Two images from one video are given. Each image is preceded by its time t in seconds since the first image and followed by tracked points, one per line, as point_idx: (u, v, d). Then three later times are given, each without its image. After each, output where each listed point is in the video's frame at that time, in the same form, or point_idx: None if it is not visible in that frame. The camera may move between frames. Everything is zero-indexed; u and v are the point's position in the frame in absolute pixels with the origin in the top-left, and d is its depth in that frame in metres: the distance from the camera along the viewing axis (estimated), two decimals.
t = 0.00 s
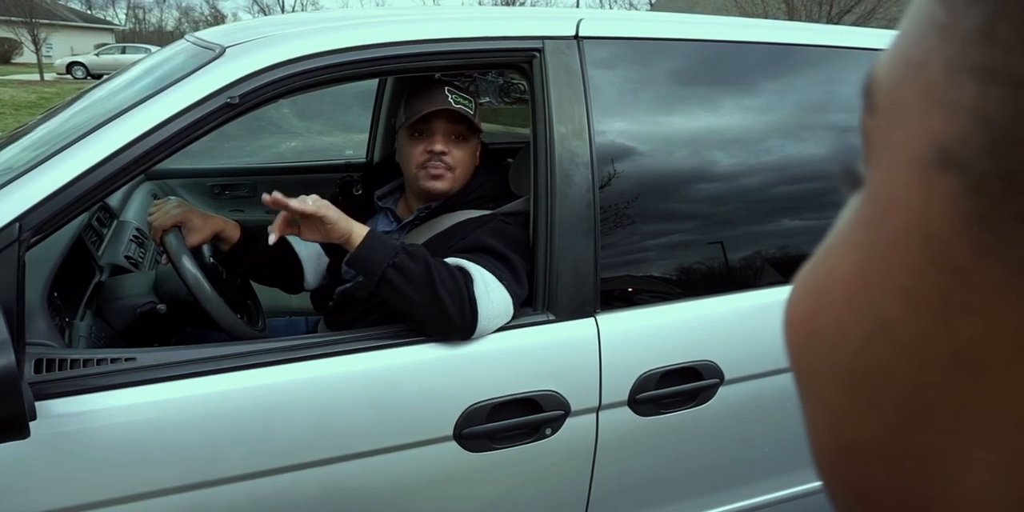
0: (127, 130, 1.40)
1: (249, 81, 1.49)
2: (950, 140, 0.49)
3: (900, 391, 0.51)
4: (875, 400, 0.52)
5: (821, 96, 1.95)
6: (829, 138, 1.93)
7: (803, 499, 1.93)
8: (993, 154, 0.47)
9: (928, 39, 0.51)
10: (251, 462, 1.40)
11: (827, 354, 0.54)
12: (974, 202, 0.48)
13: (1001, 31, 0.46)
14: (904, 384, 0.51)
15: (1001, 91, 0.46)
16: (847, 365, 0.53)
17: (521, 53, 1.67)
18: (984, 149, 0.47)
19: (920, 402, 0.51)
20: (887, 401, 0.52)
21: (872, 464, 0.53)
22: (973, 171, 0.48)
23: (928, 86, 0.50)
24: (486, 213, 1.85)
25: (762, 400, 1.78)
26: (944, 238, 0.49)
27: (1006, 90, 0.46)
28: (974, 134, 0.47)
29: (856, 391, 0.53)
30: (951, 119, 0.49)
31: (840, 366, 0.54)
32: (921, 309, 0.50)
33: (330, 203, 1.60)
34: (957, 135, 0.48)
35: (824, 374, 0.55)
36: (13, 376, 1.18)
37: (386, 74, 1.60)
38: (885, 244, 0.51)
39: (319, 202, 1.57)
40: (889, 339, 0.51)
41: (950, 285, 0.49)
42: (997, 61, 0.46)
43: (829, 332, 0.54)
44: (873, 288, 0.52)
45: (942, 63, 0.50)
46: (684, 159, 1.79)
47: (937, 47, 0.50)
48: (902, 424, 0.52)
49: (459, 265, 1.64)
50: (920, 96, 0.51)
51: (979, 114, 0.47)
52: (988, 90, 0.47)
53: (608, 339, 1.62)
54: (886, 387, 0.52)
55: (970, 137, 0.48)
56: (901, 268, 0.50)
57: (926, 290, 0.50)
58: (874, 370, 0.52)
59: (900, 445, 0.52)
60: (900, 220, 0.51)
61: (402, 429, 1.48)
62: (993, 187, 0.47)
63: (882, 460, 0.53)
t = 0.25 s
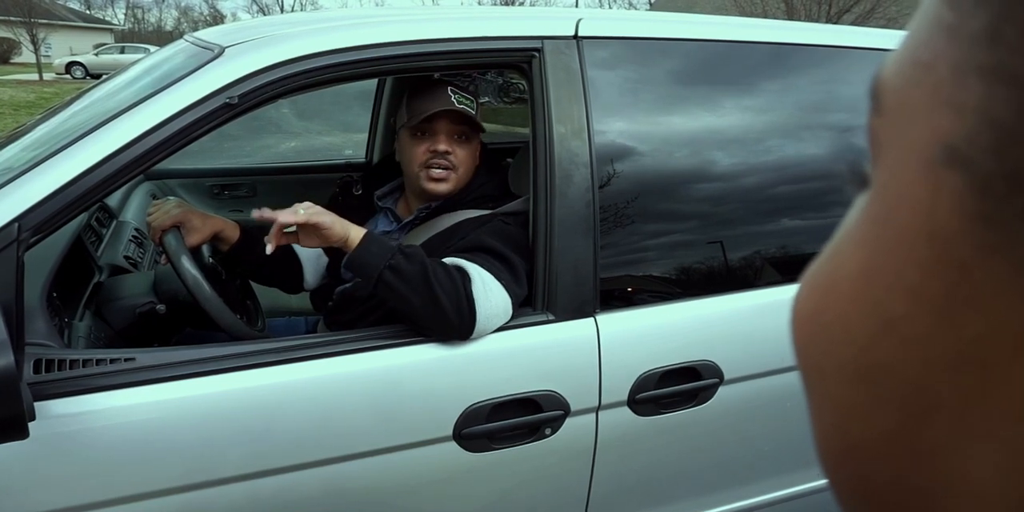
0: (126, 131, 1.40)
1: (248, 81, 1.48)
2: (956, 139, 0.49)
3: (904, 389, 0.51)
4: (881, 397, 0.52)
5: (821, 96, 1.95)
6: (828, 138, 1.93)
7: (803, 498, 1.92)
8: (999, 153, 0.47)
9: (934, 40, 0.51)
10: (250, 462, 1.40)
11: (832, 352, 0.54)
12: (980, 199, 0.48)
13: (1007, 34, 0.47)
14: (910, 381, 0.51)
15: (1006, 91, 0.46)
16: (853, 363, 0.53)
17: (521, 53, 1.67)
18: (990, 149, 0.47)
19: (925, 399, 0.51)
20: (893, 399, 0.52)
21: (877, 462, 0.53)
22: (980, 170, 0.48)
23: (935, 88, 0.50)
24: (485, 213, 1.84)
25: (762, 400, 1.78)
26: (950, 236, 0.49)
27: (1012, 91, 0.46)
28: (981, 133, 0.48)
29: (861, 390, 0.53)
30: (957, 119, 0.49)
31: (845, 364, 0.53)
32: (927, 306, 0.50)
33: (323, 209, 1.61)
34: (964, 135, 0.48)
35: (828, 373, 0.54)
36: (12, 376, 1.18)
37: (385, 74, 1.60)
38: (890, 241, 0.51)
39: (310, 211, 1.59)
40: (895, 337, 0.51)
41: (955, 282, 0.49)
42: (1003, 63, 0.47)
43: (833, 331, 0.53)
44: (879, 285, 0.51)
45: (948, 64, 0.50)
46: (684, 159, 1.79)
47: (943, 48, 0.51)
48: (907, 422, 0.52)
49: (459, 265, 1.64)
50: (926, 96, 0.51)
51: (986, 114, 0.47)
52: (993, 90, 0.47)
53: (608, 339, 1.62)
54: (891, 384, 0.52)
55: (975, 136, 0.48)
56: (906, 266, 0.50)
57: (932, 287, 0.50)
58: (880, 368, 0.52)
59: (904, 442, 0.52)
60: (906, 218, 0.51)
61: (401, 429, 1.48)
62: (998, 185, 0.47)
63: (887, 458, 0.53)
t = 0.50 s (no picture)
0: (125, 130, 1.40)
1: (247, 81, 1.48)
2: (956, 138, 0.49)
3: (907, 385, 0.51)
4: (884, 393, 0.52)
5: (821, 96, 1.95)
6: (828, 138, 1.93)
7: (803, 498, 1.92)
8: (1000, 151, 0.47)
9: (934, 40, 0.51)
10: (249, 462, 1.40)
11: (835, 348, 0.54)
12: (981, 196, 0.48)
13: (1007, 34, 0.46)
14: (912, 377, 0.51)
15: (1007, 90, 0.46)
16: (855, 358, 0.53)
17: (520, 52, 1.66)
18: (990, 147, 0.47)
19: (927, 395, 0.51)
20: (895, 395, 0.52)
21: (880, 458, 0.53)
22: (981, 167, 0.48)
23: (936, 87, 0.50)
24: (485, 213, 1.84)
25: (762, 400, 1.78)
26: (952, 232, 0.49)
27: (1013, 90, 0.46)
28: (982, 132, 0.48)
29: (864, 385, 0.53)
30: (958, 118, 0.49)
31: (848, 360, 0.53)
32: (929, 302, 0.50)
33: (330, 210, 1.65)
34: (965, 133, 0.48)
35: (831, 368, 0.54)
36: (11, 376, 1.17)
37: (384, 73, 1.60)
38: (893, 237, 0.51)
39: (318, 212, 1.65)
40: (897, 333, 0.51)
41: (957, 278, 0.49)
42: (1004, 63, 0.47)
43: (837, 326, 0.53)
44: (881, 281, 0.51)
45: (949, 64, 0.50)
46: (684, 159, 1.79)
47: (943, 48, 0.50)
48: (909, 417, 0.52)
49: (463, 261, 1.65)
50: (928, 96, 0.51)
51: (987, 112, 0.47)
52: (994, 90, 0.47)
53: (608, 339, 1.62)
54: (893, 380, 0.52)
55: (976, 135, 0.48)
56: (909, 262, 0.50)
57: (934, 283, 0.50)
58: (883, 363, 0.52)
59: (906, 438, 0.52)
60: (908, 215, 0.51)
61: (401, 429, 1.48)
62: (999, 183, 0.47)
63: (889, 454, 0.53)
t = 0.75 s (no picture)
0: (127, 128, 1.40)
1: (248, 79, 1.48)
2: (957, 124, 0.49)
3: (908, 371, 0.51)
4: (885, 379, 0.52)
5: (822, 94, 1.94)
6: (829, 137, 1.92)
7: (804, 497, 1.92)
8: (1001, 136, 0.47)
9: (937, 28, 0.52)
10: (250, 461, 1.40)
11: (837, 334, 0.54)
12: (982, 181, 0.48)
13: (1009, 22, 0.47)
14: (914, 364, 0.51)
15: (1007, 77, 0.46)
16: (857, 344, 0.53)
17: (521, 50, 1.66)
18: (991, 132, 0.48)
19: (929, 381, 0.51)
20: (897, 381, 0.52)
21: (881, 444, 0.53)
22: (982, 152, 0.48)
23: (938, 74, 0.50)
24: (485, 211, 1.84)
25: (763, 399, 1.78)
26: (953, 218, 0.49)
27: (1013, 75, 0.46)
28: (984, 117, 0.48)
29: (865, 371, 0.53)
30: (959, 105, 0.49)
31: (850, 345, 0.53)
32: (930, 288, 0.50)
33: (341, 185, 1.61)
34: (967, 120, 0.49)
35: (832, 354, 0.54)
36: (12, 374, 1.18)
37: (386, 71, 1.60)
38: (895, 224, 0.51)
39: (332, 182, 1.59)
40: (898, 319, 0.51)
41: (959, 264, 0.49)
42: (1005, 49, 0.47)
43: (839, 312, 0.53)
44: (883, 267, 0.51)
45: (950, 51, 0.50)
46: (685, 158, 1.79)
47: (946, 35, 0.51)
48: (910, 404, 0.52)
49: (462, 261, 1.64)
50: (930, 84, 0.51)
51: (988, 98, 0.48)
52: (994, 75, 0.47)
53: (609, 338, 1.62)
54: (894, 366, 0.52)
55: (978, 121, 0.48)
56: (910, 248, 0.50)
57: (935, 269, 0.49)
58: (884, 349, 0.52)
59: (907, 424, 0.52)
60: (910, 202, 0.51)
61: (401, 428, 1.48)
62: (1000, 167, 0.47)
63: (890, 439, 0.53)
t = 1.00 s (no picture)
0: (127, 128, 1.40)
1: (248, 78, 1.48)
2: (942, 121, 0.50)
3: (897, 368, 0.52)
4: (874, 376, 0.53)
5: (823, 93, 1.94)
6: (831, 136, 1.92)
7: (804, 496, 1.92)
8: (984, 133, 0.48)
9: (922, 27, 0.53)
10: (250, 459, 1.40)
11: (826, 333, 0.54)
12: (966, 177, 0.49)
13: (992, 18, 0.49)
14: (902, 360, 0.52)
15: (989, 74, 0.48)
16: (846, 343, 0.53)
17: (522, 49, 1.66)
18: (974, 128, 0.49)
19: (917, 377, 0.52)
20: (885, 378, 0.52)
21: (871, 439, 0.54)
22: (966, 149, 0.49)
23: (924, 72, 0.51)
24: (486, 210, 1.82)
25: (764, 398, 1.77)
26: (939, 215, 0.50)
27: (996, 72, 0.48)
28: (967, 114, 0.49)
29: (854, 370, 0.53)
30: (944, 102, 0.50)
31: (839, 345, 0.53)
32: (917, 285, 0.50)
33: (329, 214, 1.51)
34: (952, 116, 0.50)
35: (822, 354, 0.54)
36: (12, 373, 1.18)
37: (386, 70, 1.60)
38: (883, 222, 0.51)
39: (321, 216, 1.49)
40: (886, 317, 0.51)
41: (944, 260, 0.49)
42: (989, 47, 0.48)
43: (828, 311, 0.53)
44: (872, 265, 0.51)
45: (935, 49, 0.51)
46: (686, 156, 1.79)
47: (932, 33, 0.52)
48: (899, 400, 0.52)
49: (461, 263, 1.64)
50: (915, 81, 0.52)
51: (971, 95, 0.49)
52: (978, 73, 0.49)
53: (609, 336, 1.62)
54: (883, 363, 0.52)
55: (961, 117, 0.49)
56: (898, 246, 0.51)
57: (922, 266, 0.50)
58: (873, 347, 0.52)
59: (897, 419, 0.53)
60: (897, 200, 0.51)
61: (402, 427, 1.48)
62: (982, 162, 0.49)
63: (880, 435, 0.53)
